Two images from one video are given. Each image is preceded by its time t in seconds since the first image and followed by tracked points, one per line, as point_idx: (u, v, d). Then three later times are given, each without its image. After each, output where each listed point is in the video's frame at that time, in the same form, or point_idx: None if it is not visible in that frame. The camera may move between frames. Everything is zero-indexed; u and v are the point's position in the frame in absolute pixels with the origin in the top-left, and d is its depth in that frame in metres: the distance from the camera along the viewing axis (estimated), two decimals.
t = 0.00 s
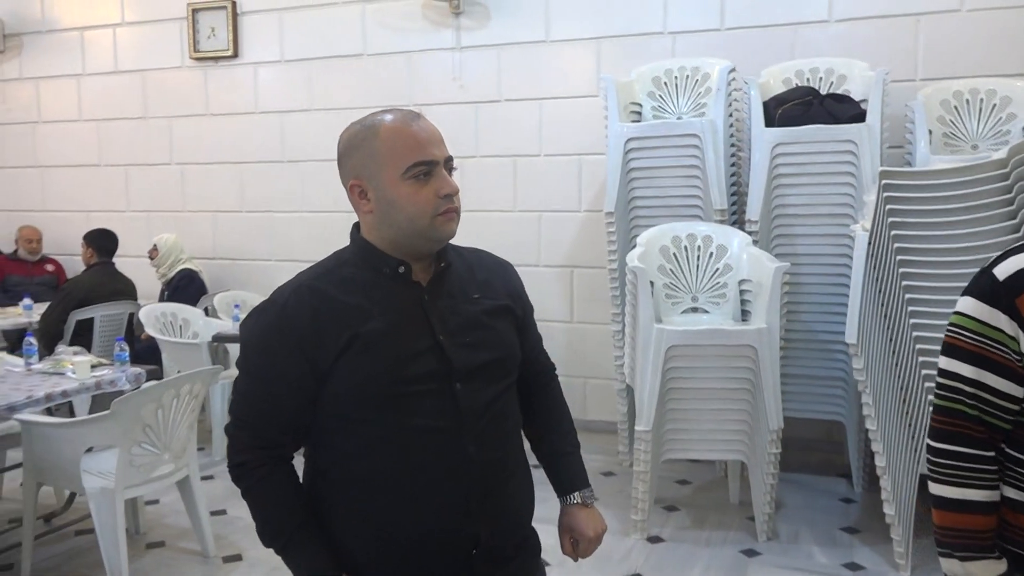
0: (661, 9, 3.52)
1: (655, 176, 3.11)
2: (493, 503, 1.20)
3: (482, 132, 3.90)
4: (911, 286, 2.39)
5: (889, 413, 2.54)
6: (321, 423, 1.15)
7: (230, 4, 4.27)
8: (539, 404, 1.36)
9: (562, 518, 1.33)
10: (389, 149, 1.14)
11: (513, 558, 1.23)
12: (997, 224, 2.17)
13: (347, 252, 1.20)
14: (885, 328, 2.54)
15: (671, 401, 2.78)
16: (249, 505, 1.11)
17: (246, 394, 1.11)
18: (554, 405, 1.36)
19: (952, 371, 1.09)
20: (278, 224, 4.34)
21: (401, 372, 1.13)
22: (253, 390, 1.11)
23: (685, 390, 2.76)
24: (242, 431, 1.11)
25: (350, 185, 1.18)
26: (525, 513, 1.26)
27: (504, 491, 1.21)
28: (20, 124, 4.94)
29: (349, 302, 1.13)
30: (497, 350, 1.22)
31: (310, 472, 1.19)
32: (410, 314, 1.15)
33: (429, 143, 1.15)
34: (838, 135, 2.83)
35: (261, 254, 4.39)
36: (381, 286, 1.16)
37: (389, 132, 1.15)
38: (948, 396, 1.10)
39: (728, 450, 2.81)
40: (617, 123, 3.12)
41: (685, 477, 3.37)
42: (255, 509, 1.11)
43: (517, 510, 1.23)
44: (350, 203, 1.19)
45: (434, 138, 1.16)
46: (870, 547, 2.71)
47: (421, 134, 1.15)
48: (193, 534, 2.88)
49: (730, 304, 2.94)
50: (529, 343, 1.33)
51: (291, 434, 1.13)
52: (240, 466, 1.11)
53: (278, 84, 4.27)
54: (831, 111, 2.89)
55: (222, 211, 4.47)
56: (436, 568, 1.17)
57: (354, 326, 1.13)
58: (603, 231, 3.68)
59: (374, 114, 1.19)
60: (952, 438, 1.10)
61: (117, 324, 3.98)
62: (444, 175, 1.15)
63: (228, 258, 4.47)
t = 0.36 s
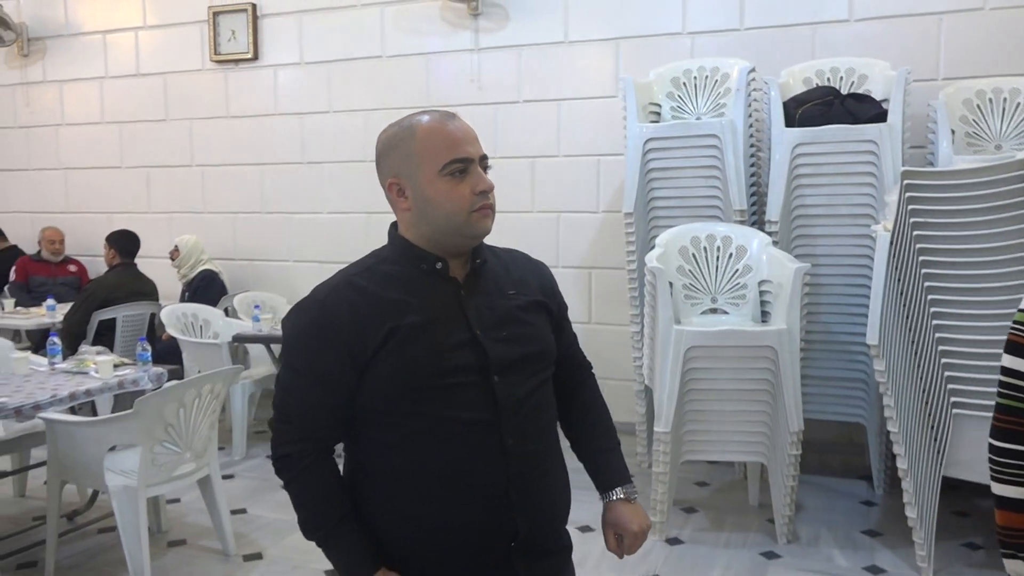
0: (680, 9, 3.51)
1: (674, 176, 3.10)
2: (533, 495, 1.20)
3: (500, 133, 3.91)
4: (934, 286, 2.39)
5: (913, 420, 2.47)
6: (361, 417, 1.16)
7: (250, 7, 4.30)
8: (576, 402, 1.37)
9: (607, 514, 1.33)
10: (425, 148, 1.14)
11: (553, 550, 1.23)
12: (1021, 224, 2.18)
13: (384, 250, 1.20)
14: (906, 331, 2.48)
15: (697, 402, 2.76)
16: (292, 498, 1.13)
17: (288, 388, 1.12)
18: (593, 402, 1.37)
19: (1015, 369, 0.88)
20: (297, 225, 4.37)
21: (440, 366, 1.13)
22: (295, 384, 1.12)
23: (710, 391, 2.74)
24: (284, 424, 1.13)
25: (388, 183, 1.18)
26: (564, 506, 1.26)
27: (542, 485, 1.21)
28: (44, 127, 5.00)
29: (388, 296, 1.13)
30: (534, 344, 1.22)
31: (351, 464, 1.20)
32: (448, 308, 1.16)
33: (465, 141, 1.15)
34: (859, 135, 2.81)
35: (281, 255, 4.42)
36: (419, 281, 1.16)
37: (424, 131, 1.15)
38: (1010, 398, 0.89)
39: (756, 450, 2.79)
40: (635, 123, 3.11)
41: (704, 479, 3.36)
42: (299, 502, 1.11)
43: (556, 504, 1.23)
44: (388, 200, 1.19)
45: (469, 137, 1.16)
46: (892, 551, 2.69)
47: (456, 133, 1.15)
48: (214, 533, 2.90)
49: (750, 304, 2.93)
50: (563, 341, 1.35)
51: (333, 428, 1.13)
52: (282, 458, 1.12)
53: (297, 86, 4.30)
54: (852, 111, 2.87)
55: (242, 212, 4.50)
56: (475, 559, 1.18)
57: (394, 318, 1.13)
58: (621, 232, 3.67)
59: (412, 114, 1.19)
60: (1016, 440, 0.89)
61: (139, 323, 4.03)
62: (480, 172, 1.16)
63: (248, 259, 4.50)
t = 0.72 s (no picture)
0: (696, 9, 3.50)
1: (689, 176, 3.09)
2: (557, 492, 1.20)
3: (514, 133, 3.91)
4: (953, 288, 2.36)
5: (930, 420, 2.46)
6: (391, 408, 1.16)
7: (266, 8, 4.32)
8: (607, 402, 1.38)
9: (635, 519, 1.33)
10: (462, 147, 1.14)
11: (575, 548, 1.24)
12: None
13: (420, 246, 1.21)
14: (924, 330, 2.47)
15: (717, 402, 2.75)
16: (320, 484, 1.13)
17: (319, 376, 1.14)
18: (626, 406, 1.37)
19: None
20: (312, 225, 4.39)
21: (469, 359, 1.14)
22: (327, 373, 1.13)
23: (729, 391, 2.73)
24: (315, 411, 1.13)
25: (426, 180, 1.18)
26: (588, 505, 1.26)
27: (565, 482, 1.21)
28: (62, 127, 5.04)
29: (420, 290, 1.14)
30: (563, 343, 1.23)
31: (380, 454, 1.21)
32: (478, 303, 1.16)
33: (501, 140, 1.15)
34: (876, 134, 2.79)
35: (296, 254, 4.44)
36: (449, 277, 1.17)
37: (463, 131, 1.15)
38: None
39: (774, 450, 2.78)
40: (650, 123, 3.11)
41: (718, 480, 3.34)
42: (327, 489, 1.12)
43: (578, 502, 1.23)
44: (425, 198, 1.19)
45: (506, 136, 1.16)
46: (909, 553, 2.67)
47: (493, 132, 1.15)
48: (230, 530, 2.92)
49: (765, 305, 2.91)
50: (597, 341, 1.35)
51: (362, 417, 1.14)
52: (312, 444, 1.13)
53: (313, 86, 4.32)
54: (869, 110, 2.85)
55: (258, 212, 4.53)
56: (497, 554, 1.18)
57: (424, 312, 1.14)
58: (636, 232, 3.67)
59: (450, 115, 1.19)
60: None
61: (156, 322, 4.06)
62: (516, 171, 1.15)
63: (264, 258, 4.53)
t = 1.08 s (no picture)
0: (715, 8, 3.48)
1: (709, 176, 3.07)
2: (583, 492, 1.19)
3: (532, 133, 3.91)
4: (977, 290, 2.31)
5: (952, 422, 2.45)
6: (420, 404, 1.17)
7: (285, 7, 4.34)
8: (638, 402, 1.37)
9: (665, 519, 1.34)
10: (495, 145, 1.14)
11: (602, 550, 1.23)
12: None
13: (451, 243, 1.21)
14: (947, 332, 2.45)
15: (739, 402, 2.73)
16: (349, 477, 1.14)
17: (350, 369, 1.14)
18: (658, 407, 1.37)
19: None
20: (330, 224, 4.41)
21: (498, 357, 1.14)
22: (357, 367, 1.14)
23: (751, 391, 2.71)
24: (346, 404, 1.14)
25: (458, 178, 1.18)
26: (616, 506, 1.25)
27: (592, 482, 1.21)
28: (84, 126, 5.08)
29: (450, 287, 1.15)
30: (593, 343, 1.22)
31: (409, 450, 1.21)
32: (507, 301, 1.16)
33: (533, 138, 1.14)
34: (899, 133, 2.76)
35: (315, 253, 4.46)
36: (479, 276, 1.16)
37: (496, 129, 1.15)
38: None
39: (796, 451, 2.76)
40: (669, 122, 3.09)
41: (737, 481, 3.33)
42: (355, 481, 1.13)
43: (605, 503, 1.23)
44: (458, 195, 1.19)
45: (539, 134, 1.16)
46: (931, 556, 2.64)
47: (525, 130, 1.15)
48: (249, 528, 2.93)
49: (786, 306, 2.89)
50: (629, 341, 1.35)
51: (391, 412, 1.15)
52: (342, 437, 1.14)
53: (331, 86, 4.33)
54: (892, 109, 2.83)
55: (277, 211, 4.55)
56: (523, 554, 1.18)
57: (454, 309, 1.14)
58: (654, 232, 3.65)
59: (483, 113, 1.19)
60: None
61: (176, 320, 4.09)
62: (548, 169, 1.15)
63: (282, 257, 4.55)
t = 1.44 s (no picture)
0: (732, 7, 3.46)
1: (726, 176, 3.06)
2: (606, 494, 1.19)
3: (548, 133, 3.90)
4: (999, 290, 2.27)
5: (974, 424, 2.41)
6: (442, 405, 1.17)
7: (302, 8, 4.35)
8: (658, 403, 1.37)
9: (684, 522, 1.34)
10: (518, 145, 1.14)
11: (623, 552, 1.22)
12: None
13: (474, 243, 1.21)
14: (968, 333, 2.43)
15: (758, 403, 2.72)
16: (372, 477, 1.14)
17: (372, 369, 1.15)
18: (677, 410, 1.36)
19: None
20: (347, 224, 4.42)
21: (520, 359, 1.13)
22: (379, 367, 1.14)
23: (771, 392, 2.69)
24: (368, 404, 1.15)
25: (482, 178, 1.18)
26: (637, 508, 1.25)
27: (615, 485, 1.20)
28: (103, 127, 5.13)
29: (472, 288, 1.15)
30: (615, 345, 1.22)
31: (431, 451, 1.21)
32: (530, 303, 1.16)
33: (557, 138, 1.14)
34: (919, 132, 2.74)
35: (331, 253, 4.47)
36: (501, 277, 1.16)
37: (520, 129, 1.15)
38: None
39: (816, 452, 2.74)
40: (686, 121, 3.08)
41: (755, 482, 3.31)
42: (378, 481, 1.13)
43: (627, 505, 1.22)
44: (481, 196, 1.19)
45: (562, 134, 1.15)
46: (952, 559, 2.61)
47: (550, 131, 1.14)
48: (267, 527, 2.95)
49: (804, 305, 2.87)
50: (651, 343, 1.34)
51: (412, 413, 1.15)
52: (365, 438, 1.14)
53: (348, 86, 4.35)
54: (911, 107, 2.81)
55: (294, 212, 4.57)
56: (546, 556, 1.17)
57: (477, 310, 1.14)
58: (671, 232, 3.64)
59: (506, 114, 1.19)
60: None
61: (195, 320, 4.12)
62: (572, 169, 1.15)
63: (299, 257, 4.57)
